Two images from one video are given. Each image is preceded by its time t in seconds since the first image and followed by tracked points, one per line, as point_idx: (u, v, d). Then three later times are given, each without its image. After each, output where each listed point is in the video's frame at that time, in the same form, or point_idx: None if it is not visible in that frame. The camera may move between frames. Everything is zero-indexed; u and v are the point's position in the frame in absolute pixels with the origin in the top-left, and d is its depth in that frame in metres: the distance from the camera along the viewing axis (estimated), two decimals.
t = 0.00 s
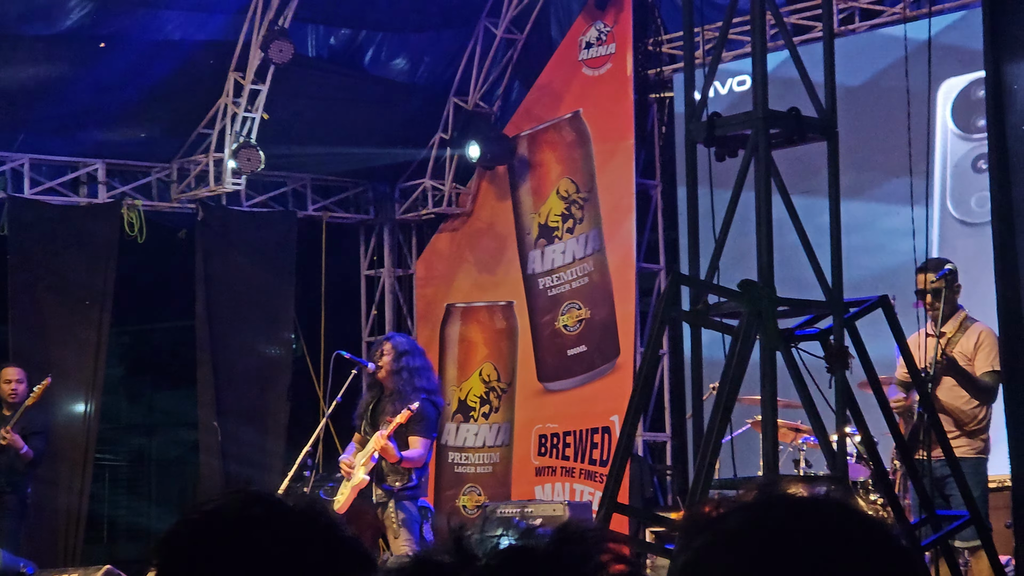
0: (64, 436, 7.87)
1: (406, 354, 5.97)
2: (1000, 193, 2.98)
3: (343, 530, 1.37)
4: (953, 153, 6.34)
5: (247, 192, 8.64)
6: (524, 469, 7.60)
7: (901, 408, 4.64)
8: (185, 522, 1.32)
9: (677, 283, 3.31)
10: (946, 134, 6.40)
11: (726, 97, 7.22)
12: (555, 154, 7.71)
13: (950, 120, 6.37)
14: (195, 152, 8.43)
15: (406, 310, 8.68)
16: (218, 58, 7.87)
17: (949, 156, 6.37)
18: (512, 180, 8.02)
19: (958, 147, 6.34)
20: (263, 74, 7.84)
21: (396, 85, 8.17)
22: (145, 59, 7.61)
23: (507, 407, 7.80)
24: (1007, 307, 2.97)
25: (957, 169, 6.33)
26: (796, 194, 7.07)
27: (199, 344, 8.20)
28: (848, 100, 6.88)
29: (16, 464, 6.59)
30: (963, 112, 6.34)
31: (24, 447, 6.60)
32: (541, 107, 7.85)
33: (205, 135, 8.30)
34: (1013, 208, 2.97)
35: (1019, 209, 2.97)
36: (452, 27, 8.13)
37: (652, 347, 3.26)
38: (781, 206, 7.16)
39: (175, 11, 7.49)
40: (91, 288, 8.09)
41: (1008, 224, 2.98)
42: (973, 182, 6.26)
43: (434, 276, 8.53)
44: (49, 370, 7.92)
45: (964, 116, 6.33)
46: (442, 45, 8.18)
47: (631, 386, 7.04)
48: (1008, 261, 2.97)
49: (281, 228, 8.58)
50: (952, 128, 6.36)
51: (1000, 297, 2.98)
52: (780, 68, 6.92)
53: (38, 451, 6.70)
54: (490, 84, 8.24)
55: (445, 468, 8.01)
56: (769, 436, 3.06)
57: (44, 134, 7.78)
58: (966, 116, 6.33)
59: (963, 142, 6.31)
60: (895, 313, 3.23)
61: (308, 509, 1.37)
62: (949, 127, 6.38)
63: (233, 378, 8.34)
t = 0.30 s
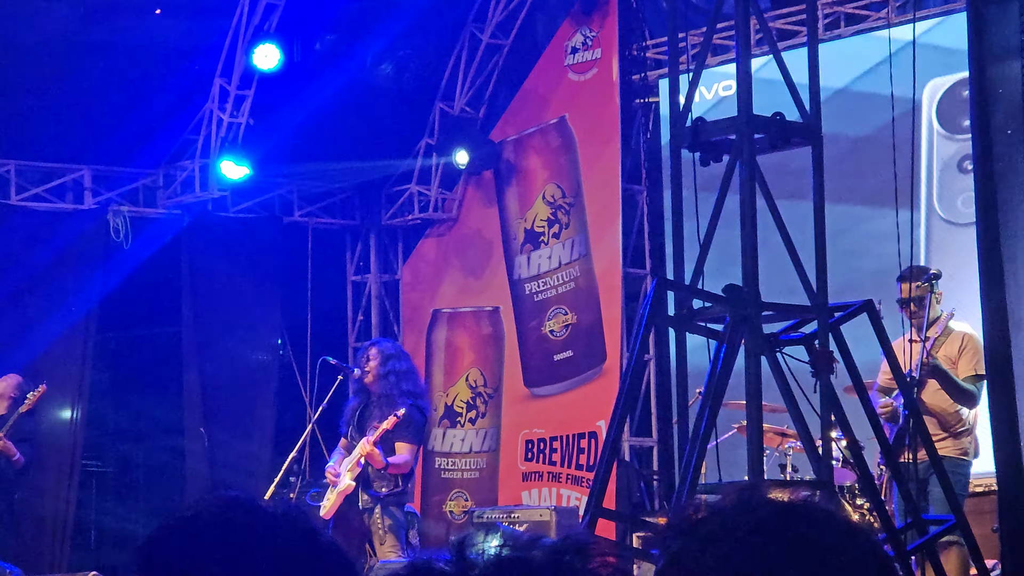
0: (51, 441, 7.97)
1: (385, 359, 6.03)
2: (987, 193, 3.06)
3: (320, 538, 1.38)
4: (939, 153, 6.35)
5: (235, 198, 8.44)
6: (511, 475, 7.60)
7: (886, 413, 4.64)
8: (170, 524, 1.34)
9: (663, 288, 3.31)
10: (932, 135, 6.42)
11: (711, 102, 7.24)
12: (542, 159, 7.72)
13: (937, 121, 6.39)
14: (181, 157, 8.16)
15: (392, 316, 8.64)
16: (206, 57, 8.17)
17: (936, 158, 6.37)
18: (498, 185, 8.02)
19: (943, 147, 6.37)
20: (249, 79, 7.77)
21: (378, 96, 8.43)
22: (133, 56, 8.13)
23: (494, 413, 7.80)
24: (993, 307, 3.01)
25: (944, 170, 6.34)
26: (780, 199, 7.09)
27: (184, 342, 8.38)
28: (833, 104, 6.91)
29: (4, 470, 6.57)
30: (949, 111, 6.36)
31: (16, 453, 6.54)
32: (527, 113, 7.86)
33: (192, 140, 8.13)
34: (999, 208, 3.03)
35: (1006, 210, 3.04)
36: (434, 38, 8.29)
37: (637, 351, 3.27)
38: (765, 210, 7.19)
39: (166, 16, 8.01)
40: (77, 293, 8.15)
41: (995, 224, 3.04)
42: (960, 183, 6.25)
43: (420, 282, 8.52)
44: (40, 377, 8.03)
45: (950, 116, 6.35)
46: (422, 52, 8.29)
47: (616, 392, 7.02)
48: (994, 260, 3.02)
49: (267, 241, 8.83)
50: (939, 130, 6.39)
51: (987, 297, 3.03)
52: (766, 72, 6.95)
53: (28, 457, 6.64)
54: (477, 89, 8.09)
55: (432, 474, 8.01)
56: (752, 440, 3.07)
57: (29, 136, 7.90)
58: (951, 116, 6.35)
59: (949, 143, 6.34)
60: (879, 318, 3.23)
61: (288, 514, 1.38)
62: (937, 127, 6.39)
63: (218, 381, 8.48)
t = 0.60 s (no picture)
0: (41, 445, 7.89)
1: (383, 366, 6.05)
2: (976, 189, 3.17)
3: (308, 545, 1.34)
4: (930, 154, 6.42)
5: (224, 201, 8.42)
6: (502, 478, 7.59)
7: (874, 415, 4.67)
8: (157, 527, 1.31)
9: (653, 290, 3.30)
10: (922, 136, 6.49)
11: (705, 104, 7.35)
12: (531, 162, 7.73)
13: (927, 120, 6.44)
14: (170, 161, 8.16)
15: (383, 319, 8.64)
16: (195, 59, 7.94)
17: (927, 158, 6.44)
18: (488, 188, 8.02)
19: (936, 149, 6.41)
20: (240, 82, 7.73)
21: (367, 96, 8.43)
22: (120, 60, 7.85)
23: (484, 415, 7.80)
24: (981, 299, 3.15)
25: (934, 170, 6.39)
26: (771, 202, 7.09)
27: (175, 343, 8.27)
28: (822, 107, 6.92)
29: None
30: (938, 111, 6.41)
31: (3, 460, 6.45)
32: (517, 115, 7.87)
33: (182, 143, 8.10)
34: (990, 204, 3.18)
35: (993, 207, 3.19)
36: (427, 39, 8.20)
37: (627, 354, 3.27)
38: (753, 211, 7.21)
39: (155, 20, 7.73)
40: (67, 297, 8.11)
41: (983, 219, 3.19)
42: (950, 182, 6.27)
43: (411, 285, 8.51)
44: (29, 379, 8.00)
45: (940, 116, 6.41)
46: (412, 52, 8.26)
47: (607, 394, 7.03)
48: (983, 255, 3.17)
49: (254, 242, 8.76)
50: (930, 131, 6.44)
51: (976, 289, 3.15)
52: (756, 75, 6.98)
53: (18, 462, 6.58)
54: (467, 92, 8.15)
55: (422, 477, 7.99)
56: (742, 442, 3.07)
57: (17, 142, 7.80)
58: (941, 116, 6.41)
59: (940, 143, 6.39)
60: (868, 320, 3.23)
61: (276, 519, 1.35)
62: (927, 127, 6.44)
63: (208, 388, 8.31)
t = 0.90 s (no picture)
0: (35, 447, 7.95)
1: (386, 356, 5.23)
2: (968, 191, 3.20)
3: (296, 547, 1.36)
4: (924, 154, 6.39)
5: (218, 204, 8.57)
6: (495, 480, 7.58)
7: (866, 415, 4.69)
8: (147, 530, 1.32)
9: (646, 293, 3.32)
10: (914, 134, 6.46)
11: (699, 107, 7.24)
12: (524, 164, 7.74)
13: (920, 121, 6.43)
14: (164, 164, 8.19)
15: (376, 321, 8.63)
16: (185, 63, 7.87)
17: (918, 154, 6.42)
18: (481, 190, 8.03)
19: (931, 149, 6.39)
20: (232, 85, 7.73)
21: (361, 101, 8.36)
22: (111, 63, 7.86)
23: (478, 418, 7.80)
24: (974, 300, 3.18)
25: (927, 169, 6.39)
26: (763, 204, 7.11)
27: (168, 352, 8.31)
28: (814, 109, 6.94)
29: None
30: (931, 111, 6.40)
31: None
32: (510, 118, 7.88)
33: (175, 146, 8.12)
34: (981, 207, 3.20)
35: (986, 209, 3.20)
36: (417, 40, 8.14)
37: (620, 355, 3.27)
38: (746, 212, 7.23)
39: (146, 23, 7.64)
40: (61, 300, 8.16)
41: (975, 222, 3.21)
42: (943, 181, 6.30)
43: (404, 288, 8.51)
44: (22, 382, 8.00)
45: (932, 116, 6.40)
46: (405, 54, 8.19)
47: (600, 397, 7.03)
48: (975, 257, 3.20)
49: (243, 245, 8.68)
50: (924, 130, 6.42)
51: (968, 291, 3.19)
52: (748, 77, 7.01)
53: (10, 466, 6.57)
54: (459, 95, 8.05)
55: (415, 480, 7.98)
56: (735, 445, 3.07)
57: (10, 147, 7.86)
58: (934, 116, 6.39)
59: (934, 142, 6.37)
60: (862, 322, 3.23)
61: (264, 523, 1.36)
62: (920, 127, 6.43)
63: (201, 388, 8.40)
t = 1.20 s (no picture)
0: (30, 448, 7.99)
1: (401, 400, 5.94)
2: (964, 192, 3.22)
3: (280, 549, 1.36)
4: (919, 153, 6.39)
5: (213, 206, 8.47)
6: (491, 482, 7.58)
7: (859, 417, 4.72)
8: (137, 538, 1.32)
9: (643, 295, 3.31)
10: (910, 134, 6.47)
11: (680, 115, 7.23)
12: (519, 166, 7.74)
13: (916, 121, 6.44)
14: (160, 166, 8.28)
15: (372, 324, 8.64)
16: (184, 65, 7.73)
17: (914, 154, 6.42)
18: (477, 192, 8.04)
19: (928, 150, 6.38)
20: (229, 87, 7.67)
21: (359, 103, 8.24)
22: (105, 65, 7.64)
23: (474, 420, 7.80)
24: (970, 303, 3.19)
25: (922, 170, 6.38)
26: (759, 207, 7.11)
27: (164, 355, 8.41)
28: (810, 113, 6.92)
29: None
30: (928, 112, 6.41)
31: None
32: (506, 120, 7.89)
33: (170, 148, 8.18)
34: (977, 209, 3.19)
35: (982, 212, 3.19)
36: (418, 41, 7.94)
37: (616, 357, 3.27)
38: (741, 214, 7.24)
39: (145, 27, 7.41)
40: (56, 303, 8.26)
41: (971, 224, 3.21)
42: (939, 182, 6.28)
43: (400, 290, 8.52)
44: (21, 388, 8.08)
45: (929, 117, 6.40)
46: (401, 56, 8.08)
47: (595, 399, 7.03)
48: (971, 261, 3.20)
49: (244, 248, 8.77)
50: (920, 130, 6.43)
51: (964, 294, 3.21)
52: (743, 79, 7.03)
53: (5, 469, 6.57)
54: (456, 97, 8.10)
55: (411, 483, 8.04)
56: (731, 448, 3.07)
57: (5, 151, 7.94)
58: (930, 117, 6.40)
59: (930, 142, 6.38)
60: (857, 324, 3.23)
61: (243, 521, 1.37)
62: (917, 128, 6.43)
63: (197, 391, 8.47)
